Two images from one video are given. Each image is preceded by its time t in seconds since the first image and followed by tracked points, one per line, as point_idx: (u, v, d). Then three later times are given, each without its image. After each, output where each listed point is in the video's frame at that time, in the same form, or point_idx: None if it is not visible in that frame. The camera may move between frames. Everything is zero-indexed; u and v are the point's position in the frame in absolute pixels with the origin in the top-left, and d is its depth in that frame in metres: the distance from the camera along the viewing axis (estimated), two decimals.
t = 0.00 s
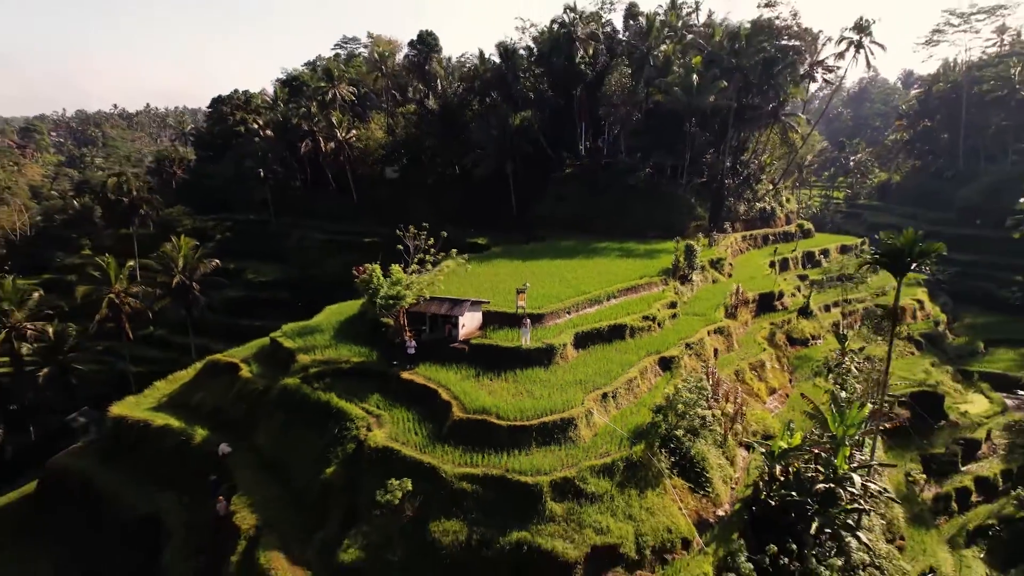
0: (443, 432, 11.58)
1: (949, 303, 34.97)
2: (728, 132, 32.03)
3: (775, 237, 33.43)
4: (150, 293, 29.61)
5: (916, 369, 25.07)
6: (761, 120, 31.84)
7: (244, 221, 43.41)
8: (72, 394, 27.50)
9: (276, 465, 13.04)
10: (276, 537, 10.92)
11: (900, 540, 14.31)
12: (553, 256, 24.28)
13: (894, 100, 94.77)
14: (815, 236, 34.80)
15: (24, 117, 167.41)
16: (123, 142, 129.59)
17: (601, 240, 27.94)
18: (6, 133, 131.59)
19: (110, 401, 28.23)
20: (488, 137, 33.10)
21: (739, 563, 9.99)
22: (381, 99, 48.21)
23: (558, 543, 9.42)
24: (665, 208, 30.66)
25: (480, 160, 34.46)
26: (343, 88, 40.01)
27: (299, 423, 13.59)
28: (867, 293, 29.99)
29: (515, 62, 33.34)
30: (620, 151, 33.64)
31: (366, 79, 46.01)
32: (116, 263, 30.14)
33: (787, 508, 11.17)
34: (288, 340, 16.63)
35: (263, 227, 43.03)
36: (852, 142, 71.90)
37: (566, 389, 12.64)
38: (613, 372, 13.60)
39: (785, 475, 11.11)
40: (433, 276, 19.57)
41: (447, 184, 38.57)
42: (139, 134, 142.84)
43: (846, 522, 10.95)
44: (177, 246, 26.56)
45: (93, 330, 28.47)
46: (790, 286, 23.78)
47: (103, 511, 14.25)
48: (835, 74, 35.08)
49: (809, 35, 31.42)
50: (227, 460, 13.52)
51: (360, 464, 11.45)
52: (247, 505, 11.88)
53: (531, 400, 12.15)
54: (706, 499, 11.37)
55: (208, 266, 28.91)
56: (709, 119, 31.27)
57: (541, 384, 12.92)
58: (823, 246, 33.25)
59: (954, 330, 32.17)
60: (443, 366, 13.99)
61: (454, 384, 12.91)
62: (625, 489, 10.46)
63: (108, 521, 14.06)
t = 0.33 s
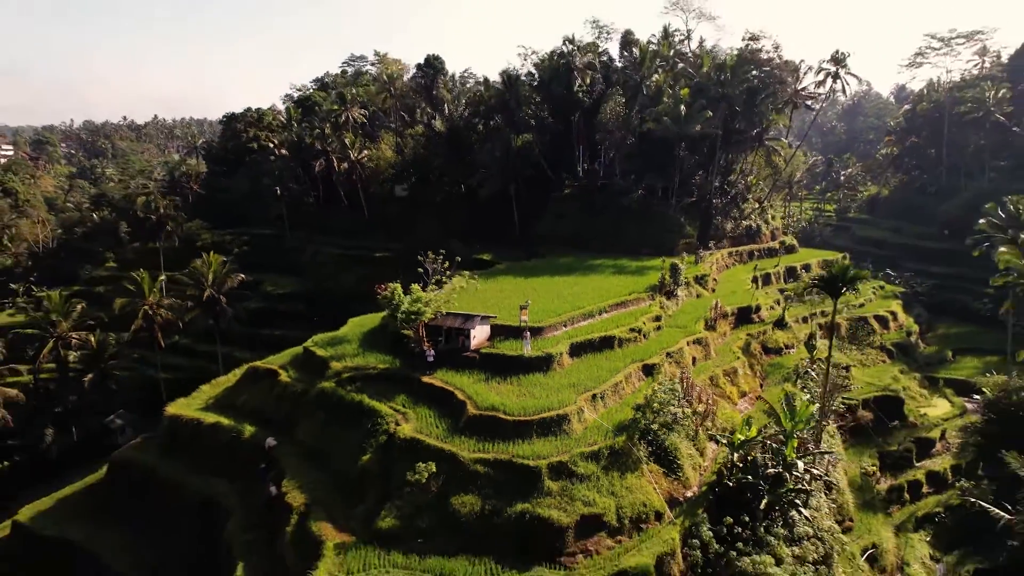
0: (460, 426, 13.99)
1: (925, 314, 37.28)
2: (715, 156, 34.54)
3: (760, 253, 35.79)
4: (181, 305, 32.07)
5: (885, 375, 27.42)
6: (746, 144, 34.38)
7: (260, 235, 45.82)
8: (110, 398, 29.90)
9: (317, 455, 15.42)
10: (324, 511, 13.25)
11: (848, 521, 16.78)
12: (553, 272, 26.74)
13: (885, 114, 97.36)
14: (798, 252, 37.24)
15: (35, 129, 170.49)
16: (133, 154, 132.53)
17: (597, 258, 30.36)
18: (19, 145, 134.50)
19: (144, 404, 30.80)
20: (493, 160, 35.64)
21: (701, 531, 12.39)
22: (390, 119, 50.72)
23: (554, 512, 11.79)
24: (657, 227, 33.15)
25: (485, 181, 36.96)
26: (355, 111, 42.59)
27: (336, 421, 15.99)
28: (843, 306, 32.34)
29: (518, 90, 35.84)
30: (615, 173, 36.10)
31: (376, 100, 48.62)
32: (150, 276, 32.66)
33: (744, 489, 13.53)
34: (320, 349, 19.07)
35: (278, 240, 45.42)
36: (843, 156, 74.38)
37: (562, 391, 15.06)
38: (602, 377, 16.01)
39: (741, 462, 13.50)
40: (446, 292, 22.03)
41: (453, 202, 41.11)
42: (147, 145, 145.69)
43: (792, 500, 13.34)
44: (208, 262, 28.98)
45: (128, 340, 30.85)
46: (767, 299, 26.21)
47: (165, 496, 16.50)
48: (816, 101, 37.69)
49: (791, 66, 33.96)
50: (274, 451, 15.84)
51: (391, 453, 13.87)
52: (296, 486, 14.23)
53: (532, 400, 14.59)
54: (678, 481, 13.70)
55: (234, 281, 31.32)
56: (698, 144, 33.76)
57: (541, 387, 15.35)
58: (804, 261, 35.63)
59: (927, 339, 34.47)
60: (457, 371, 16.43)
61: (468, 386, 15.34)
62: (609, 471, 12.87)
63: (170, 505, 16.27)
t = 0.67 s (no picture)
0: (471, 422, 16.39)
1: (901, 323, 39.61)
2: (703, 176, 37.09)
3: (746, 266, 38.24)
4: (206, 316, 34.46)
5: (858, 380, 29.79)
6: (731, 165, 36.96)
7: (274, 248, 48.28)
8: (141, 402, 32.28)
9: (346, 448, 17.80)
10: (357, 494, 15.64)
11: (810, 507, 19.20)
12: (551, 286, 29.19)
13: (876, 127, 100.04)
14: (782, 265, 39.70)
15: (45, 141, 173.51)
16: (142, 166, 135.43)
17: (592, 272, 32.80)
18: (30, 157, 137.33)
19: (172, 407, 33.29)
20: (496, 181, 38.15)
21: (675, 509, 14.79)
22: (398, 136, 53.21)
23: (551, 491, 14.19)
24: (649, 242, 35.62)
25: (488, 198, 39.43)
26: (364, 132, 45.23)
27: (363, 418, 18.39)
28: (823, 316, 34.68)
29: (519, 114, 38.30)
30: (610, 192, 38.60)
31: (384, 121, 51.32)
32: (177, 288, 35.09)
33: (713, 476, 15.90)
34: (345, 356, 21.49)
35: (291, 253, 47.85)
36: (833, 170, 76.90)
37: (558, 393, 17.46)
38: (593, 381, 18.42)
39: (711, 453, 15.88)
40: (455, 305, 24.47)
41: (458, 218, 43.64)
42: (155, 156, 148.46)
43: (753, 485, 15.71)
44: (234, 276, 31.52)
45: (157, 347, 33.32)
46: (747, 311, 28.63)
47: (211, 485, 18.88)
48: (798, 124, 40.28)
49: (773, 93, 36.48)
50: (309, 445, 18.25)
51: (413, 445, 16.26)
52: (331, 473, 16.62)
53: (533, 400, 17.01)
54: (657, 469, 16.08)
55: (257, 292, 33.78)
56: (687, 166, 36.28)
57: (540, 389, 17.79)
58: (787, 274, 38.08)
59: (902, 347, 36.79)
60: (467, 376, 18.85)
61: (477, 389, 17.76)
62: (598, 460, 15.28)
63: (217, 492, 18.61)
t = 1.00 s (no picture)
0: (480, 422, 18.80)
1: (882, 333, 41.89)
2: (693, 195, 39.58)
3: (734, 279, 40.62)
4: (228, 326, 36.86)
5: (835, 387, 32.11)
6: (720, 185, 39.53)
7: (288, 261, 50.71)
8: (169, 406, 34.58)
9: (370, 446, 20.18)
10: (381, 484, 18.03)
11: (781, 499, 21.54)
12: (551, 300, 31.61)
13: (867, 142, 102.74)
14: (768, 279, 42.09)
15: (54, 152, 176.67)
16: (152, 179, 138.47)
17: (589, 286, 35.17)
18: (41, 168, 140.24)
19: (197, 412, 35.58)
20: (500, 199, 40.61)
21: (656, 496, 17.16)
22: (405, 154, 55.83)
23: (549, 480, 16.61)
24: (644, 258, 38.01)
25: (492, 216, 41.90)
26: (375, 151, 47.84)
27: (383, 420, 20.79)
28: (806, 326, 36.97)
29: (521, 137, 40.82)
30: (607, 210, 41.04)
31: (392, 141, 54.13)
32: (201, 300, 37.53)
33: (691, 468, 18.19)
34: (365, 364, 23.91)
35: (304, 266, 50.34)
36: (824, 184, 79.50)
37: (555, 397, 19.86)
38: (588, 386, 20.83)
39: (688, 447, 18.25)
40: (463, 318, 26.90)
41: (463, 233, 46.15)
42: (162, 167, 151.31)
43: (725, 476, 18.10)
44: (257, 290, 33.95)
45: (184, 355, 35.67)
46: (731, 322, 31.04)
47: (248, 479, 21.22)
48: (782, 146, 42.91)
49: (759, 118, 39.03)
50: (336, 443, 20.64)
51: (429, 441, 18.67)
52: (358, 467, 19.01)
53: (533, 403, 19.42)
54: (642, 463, 18.46)
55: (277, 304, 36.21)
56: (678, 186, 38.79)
57: (539, 393, 20.20)
58: (774, 287, 40.45)
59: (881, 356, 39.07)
60: (475, 382, 21.27)
61: (484, 393, 20.18)
62: (590, 454, 17.68)
63: (253, 484, 20.96)
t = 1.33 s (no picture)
0: (486, 424, 21.24)
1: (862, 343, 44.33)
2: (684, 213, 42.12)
3: (723, 292, 43.07)
4: (247, 337, 39.25)
5: (815, 394, 34.46)
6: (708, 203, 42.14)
7: (298, 273, 53.09)
8: (192, 411, 36.93)
9: (387, 445, 22.58)
10: (399, 479, 20.43)
11: (756, 494, 23.93)
12: (549, 313, 34.04)
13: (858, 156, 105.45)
14: (755, 292, 44.55)
15: (61, 162, 179.43)
16: (159, 189, 141.27)
17: (585, 299, 37.61)
18: (51, 179, 143.10)
19: (217, 417, 37.87)
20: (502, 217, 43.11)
21: (641, 489, 19.58)
22: (410, 170, 58.42)
23: (547, 475, 19.04)
24: (637, 272, 40.51)
25: (494, 233, 44.32)
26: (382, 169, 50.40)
27: (399, 422, 23.21)
28: (789, 336, 39.35)
29: (522, 158, 43.33)
30: (603, 226, 43.49)
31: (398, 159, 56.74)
32: (221, 312, 39.95)
33: (672, 466, 20.52)
34: (380, 372, 26.35)
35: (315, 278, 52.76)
36: (813, 198, 82.11)
37: (552, 402, 22.31)
38: (582, 392, 23.26)
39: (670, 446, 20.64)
40: (469, 331, 29.34)
41: (466, 248, 48.71)
42: (168, 178, 153.94)
43: (702, 472, 20.51)
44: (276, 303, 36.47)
45: (206, 363, 38.01)
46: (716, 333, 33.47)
47: (276, 475, 23.60)
48: (768, 166, 45.51)
49: (745, 140, 41.54)
50: (356, 443, 23.04)
51: (441, 441, 21.09)
52: (377, 463, 21.41)
53: (533, 407, 21.89)
54: (630, 461, 20.88)
55: (293, 316, 38.62)
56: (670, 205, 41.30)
57: (538, 399, 22.66)
58: (760, 299, 42.88)
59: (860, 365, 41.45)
60: (481, 388, 23.72)
61: (489, 399, 22.64)
62: (583, 451, 20.12)
63: (282, 480, 23.34)
